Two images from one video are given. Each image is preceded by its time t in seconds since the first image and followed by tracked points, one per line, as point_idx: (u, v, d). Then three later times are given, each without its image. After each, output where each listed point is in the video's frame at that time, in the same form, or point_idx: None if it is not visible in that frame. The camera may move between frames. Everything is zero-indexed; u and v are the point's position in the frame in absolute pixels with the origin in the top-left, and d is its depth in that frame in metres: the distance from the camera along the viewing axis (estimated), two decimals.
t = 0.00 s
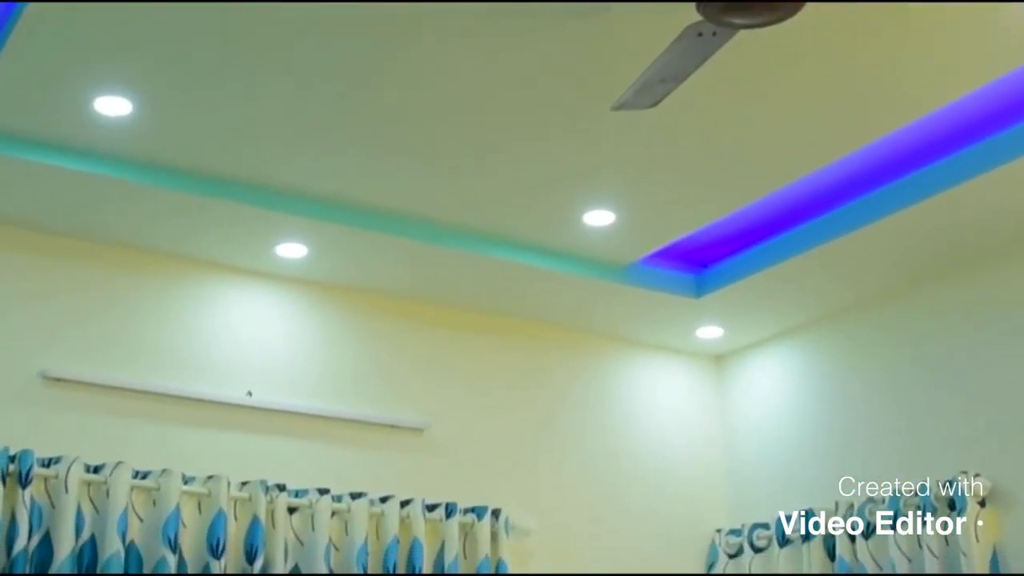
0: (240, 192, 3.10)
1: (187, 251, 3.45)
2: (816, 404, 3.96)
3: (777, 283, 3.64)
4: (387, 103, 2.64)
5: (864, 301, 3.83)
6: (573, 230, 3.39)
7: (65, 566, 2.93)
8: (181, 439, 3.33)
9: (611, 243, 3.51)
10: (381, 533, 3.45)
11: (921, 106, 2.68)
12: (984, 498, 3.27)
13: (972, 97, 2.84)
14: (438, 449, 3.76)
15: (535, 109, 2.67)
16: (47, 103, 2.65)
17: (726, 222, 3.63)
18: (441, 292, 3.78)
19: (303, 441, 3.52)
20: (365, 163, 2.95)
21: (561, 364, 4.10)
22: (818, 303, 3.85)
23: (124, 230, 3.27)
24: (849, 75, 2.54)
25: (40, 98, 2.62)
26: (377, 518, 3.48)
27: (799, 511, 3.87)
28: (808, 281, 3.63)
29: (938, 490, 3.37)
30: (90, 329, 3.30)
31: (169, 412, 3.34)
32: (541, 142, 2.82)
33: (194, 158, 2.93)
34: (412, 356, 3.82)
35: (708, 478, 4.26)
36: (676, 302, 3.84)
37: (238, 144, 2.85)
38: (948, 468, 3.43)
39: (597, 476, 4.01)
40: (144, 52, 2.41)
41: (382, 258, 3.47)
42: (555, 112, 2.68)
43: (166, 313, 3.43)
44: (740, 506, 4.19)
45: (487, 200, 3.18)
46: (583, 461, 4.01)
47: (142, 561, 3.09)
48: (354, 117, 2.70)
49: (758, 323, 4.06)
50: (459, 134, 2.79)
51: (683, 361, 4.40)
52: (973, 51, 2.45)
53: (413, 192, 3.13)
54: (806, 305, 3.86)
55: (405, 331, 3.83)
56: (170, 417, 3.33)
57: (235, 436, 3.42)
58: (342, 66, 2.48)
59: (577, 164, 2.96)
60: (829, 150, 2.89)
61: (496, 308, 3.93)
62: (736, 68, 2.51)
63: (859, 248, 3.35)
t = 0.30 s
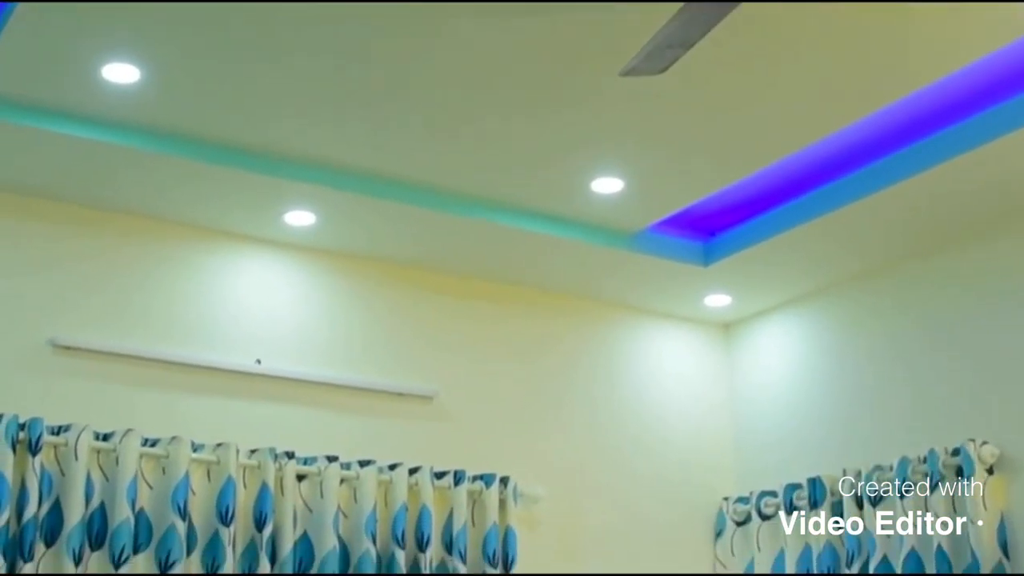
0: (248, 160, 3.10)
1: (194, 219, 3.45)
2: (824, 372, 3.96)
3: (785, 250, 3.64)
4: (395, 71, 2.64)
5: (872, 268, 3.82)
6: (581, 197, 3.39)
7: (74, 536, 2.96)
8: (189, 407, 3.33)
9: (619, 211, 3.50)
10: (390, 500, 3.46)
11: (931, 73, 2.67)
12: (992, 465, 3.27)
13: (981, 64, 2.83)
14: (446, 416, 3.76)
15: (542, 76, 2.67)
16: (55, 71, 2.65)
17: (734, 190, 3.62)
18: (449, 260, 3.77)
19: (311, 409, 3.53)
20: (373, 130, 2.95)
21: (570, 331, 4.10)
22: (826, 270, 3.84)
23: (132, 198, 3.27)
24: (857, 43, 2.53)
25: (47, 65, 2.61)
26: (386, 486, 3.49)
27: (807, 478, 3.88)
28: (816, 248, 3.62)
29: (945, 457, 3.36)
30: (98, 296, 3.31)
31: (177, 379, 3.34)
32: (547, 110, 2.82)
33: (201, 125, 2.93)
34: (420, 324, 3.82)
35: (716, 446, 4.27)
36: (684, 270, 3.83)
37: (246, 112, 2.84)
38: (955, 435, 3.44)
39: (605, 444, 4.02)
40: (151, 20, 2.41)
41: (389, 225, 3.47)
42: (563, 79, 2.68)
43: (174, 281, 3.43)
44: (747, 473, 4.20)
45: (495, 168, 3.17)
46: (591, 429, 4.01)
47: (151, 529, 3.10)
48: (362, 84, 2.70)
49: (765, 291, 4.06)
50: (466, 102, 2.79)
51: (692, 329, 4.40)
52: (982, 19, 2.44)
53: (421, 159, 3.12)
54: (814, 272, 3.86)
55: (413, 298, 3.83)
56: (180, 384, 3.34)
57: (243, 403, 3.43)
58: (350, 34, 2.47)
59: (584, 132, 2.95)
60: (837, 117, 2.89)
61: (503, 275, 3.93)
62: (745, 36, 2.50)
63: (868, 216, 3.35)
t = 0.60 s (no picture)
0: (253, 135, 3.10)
1: (201, 195, 3.45)
2: (830, 348, 3.96)
3: (791, 225, 3.63)
4: (400, 46, 2.63)
5: (880, 243, 3.81)
6: (587, 172, 3.39)
7: (82, 510, 2.97)
8: (196, 383, 3.34)
9: (624, 187, 3.50)
10: (396, 476, 3.47)
11: (938, 48, 2.66)
12: (998, 440, 3.27)
13: (989, 37, 2.82)
14: (452, 391, 3.77)
15: (547, 51, 2.66)
16: (59, 46, 2.65)
17: (741, 164, 3.62)
18: (456, 236, 3.77)
19: (317, 385, 3.53)
20: (378, 105, 2.94)
21: (576, 307, 4.10)
22: (833, 246, 3.84)
23: (138, 173, 3.27)
24: (862, 17, 2.53)
25: (51, 40, 2.61)
26: (392, 462, 3.49)
27: (813, 453, 3.88)
28: (821, 223, 3.62)
29: (951, 432, 3.36)
30: (105, 272, 3.31)
31: (183, 355, 3.35)
32: (553, 85, 2.82)
33: (206, 101, 2.93)
34: (427, 299, 3.82)
35: (722, 421, 4.27)
36: (691, 245, 3.83)
37: (251, 87, 2.84)
38: (961, 410, 3.45)
39: (611, 419, 4.03)
40: None
41: (396, 200, 3.47)
42: (568, 54, 2.67)
43: (180, 256, 3.43)
44: (753, 449, 4.21)
45: (501, 142, 3.17)
46: (597, 406, 4.02)
47: (158, 503, 3.10)
48: (366, 59, 2.70)
49: (773, 266, 4.05)
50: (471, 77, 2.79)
51: (698, 303, 4.39)
52: None
53: (427, 134, 3.12)
54: (821, 247, 3.85)
55: (420, 274, 3.83)
56: (186, 359, 3.34)
57: (250, 378, 3.43)
58: (353, 10, 2.47)
59: (590, 107, 2.95)
60: (842, 92, 2.88)
61: (510, 251, 3.93)
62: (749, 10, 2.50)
63: (874, 190, 3.34)
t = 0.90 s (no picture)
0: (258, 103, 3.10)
1: (206, 163, 3.45)
2: (836, 315, 3.96)
3: (797, 191, 3.63)
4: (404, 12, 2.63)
5: (886, 210, 3.81)
6: (593, 139, 3.38)
7: (89, 478, 2.98)
8: (201, 350, 3.34)
9: (629, 154, 3.50)
10: (403, 443, 3.48)
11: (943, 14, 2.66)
12: (1003, 406, 3.28)
13: (994, 8, 2.81)
14: (458, 357, 3.77)
15: (552, 17, 2.66)
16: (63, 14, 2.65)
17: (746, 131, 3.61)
18: (462, 203, 3.77)
19: (323, 352, 3.54)
20: (383, 73, 2.94)
21: (582, 274, 4.10)
22: (839, 212, 3.83)
23: (143, 141, 3.27)
24: None
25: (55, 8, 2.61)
26: (398, 428, 3.50)
27: (818, 419, 3.89)
28: (827, 189, 3.61)
29: (956, 397, 3.36)
30: (111, 240, 3.32)
31: (189, 322, 3.35)
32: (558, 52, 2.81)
33: (211, 68, 2.92)
34: (432, 266, 3.82)
35: (727, 389, 4.27)
36: (696, 211, 3.83)
37: (256, 54, 2.84)
38: (967, 376, 3.45)
39: (616, 386, 4.03)
40: None
41: (402, 167, 3.46)
42: (573, 20, 2.67)
43: (186, 224, 3.43)
44: (758, 416, 4.21)
45: (507, 109, 3.17)
46: (602, 373, 4.02)
47: (166, 471, 3.12)
48: (371, 26, 2.70)
49: (779, 233, 4.04)
50: (477, 44, 2.78)
51: (705, 269, 4.38)
52: None
53: (432, 101, 3.11)
54: (827, 213, 3.85)
55: (425, 241, 3.83)
56: (191, 327, 3.35)
57: (256, 345, 3.44)
58: None
59: (595, 73, 2.95)
60: (848, 59, 2.87)
61: (517, 218, 3.93)
62: None
63: (880, 156, 3.34)
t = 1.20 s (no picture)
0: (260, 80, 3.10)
1: (208, 140, 3.44)
2: (840, 291, 3.96)
3: (801, 167, 3.63)
4: None
5: (890, 186, 3.80)
6: (596, 115, 3.38)
7: (94, 455, 2.99)
8: (205, 327, 3.35)
9: (632, 130, 3.49)
10: (407, 419, 3.48)
11: None
12: (1007, 381, 3.29)
13: None
14: (462, 334, 3.78)
15: None
16: None
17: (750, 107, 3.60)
18: (465, 179, 3.77)
19: (326, 328, 3.54)
20: (385, 49, 2.94)
21: (586, 251, 4.09)
22: (842, 188, 3.83)
23: (147, 118, 3.27)
24: None
25: None
26: (402, 405, 3.50)
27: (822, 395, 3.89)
28: (830, 165, 3.61)
29: (960, 373, 3.36)
30: (115, 217, 3.32)
31: (193, 300, 3.36)
32: (561, 28, 2.81)
33: (213, 45, 2.92)
34: (436, 243, 3.82)
35: (731, 365, 4.28)
36: (700, 188, 3.83)
37: (257, 30, 2.84)
38: (971, 352, 3.45)
39: (620, 362, 4.04)
40: None
41: (405, 143, 3.46)
42: None
43: (189, 201, 3.44)
44: (763, 392, 4.22)
45: (509, 86, 3.17)
46: (606, 350, 4.02)
47: (171, 447, 3.12)
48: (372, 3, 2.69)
49: (783, 209, 4.04)
50: (478, 20, 2.78)
51: (709, 246, 4.38)
52: None
53: (436, 77, 3.11)
54: (830, 189, 3.84)
55: (429, 218, 3.83)
56: (195, 304, 3.35)
57: (258, 323, 3.44)
58: None
59: (597, 49, 2.94)
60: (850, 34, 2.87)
61: (520, 196, 3.92)
62: None
63: (883, 131, 3.33)
